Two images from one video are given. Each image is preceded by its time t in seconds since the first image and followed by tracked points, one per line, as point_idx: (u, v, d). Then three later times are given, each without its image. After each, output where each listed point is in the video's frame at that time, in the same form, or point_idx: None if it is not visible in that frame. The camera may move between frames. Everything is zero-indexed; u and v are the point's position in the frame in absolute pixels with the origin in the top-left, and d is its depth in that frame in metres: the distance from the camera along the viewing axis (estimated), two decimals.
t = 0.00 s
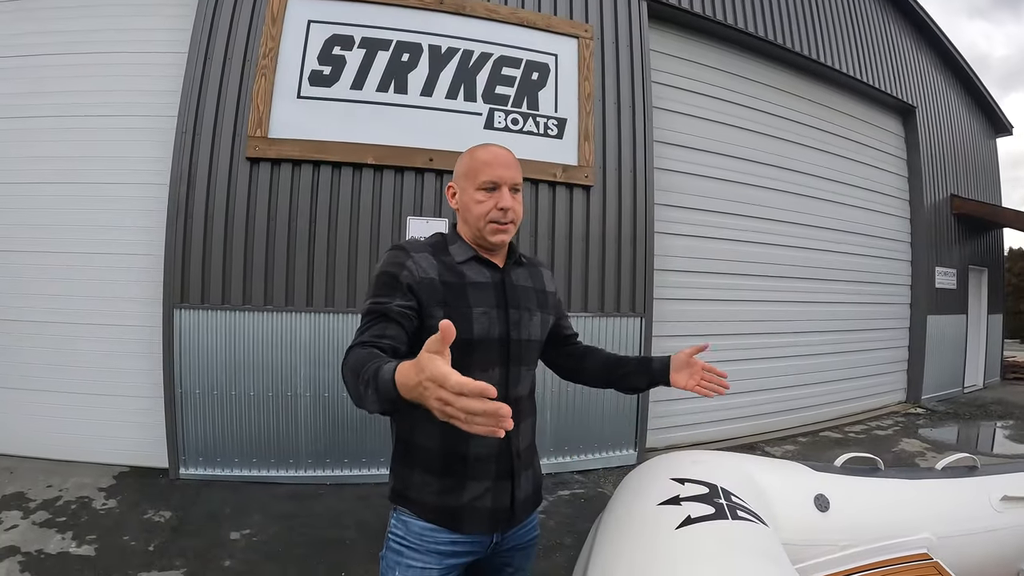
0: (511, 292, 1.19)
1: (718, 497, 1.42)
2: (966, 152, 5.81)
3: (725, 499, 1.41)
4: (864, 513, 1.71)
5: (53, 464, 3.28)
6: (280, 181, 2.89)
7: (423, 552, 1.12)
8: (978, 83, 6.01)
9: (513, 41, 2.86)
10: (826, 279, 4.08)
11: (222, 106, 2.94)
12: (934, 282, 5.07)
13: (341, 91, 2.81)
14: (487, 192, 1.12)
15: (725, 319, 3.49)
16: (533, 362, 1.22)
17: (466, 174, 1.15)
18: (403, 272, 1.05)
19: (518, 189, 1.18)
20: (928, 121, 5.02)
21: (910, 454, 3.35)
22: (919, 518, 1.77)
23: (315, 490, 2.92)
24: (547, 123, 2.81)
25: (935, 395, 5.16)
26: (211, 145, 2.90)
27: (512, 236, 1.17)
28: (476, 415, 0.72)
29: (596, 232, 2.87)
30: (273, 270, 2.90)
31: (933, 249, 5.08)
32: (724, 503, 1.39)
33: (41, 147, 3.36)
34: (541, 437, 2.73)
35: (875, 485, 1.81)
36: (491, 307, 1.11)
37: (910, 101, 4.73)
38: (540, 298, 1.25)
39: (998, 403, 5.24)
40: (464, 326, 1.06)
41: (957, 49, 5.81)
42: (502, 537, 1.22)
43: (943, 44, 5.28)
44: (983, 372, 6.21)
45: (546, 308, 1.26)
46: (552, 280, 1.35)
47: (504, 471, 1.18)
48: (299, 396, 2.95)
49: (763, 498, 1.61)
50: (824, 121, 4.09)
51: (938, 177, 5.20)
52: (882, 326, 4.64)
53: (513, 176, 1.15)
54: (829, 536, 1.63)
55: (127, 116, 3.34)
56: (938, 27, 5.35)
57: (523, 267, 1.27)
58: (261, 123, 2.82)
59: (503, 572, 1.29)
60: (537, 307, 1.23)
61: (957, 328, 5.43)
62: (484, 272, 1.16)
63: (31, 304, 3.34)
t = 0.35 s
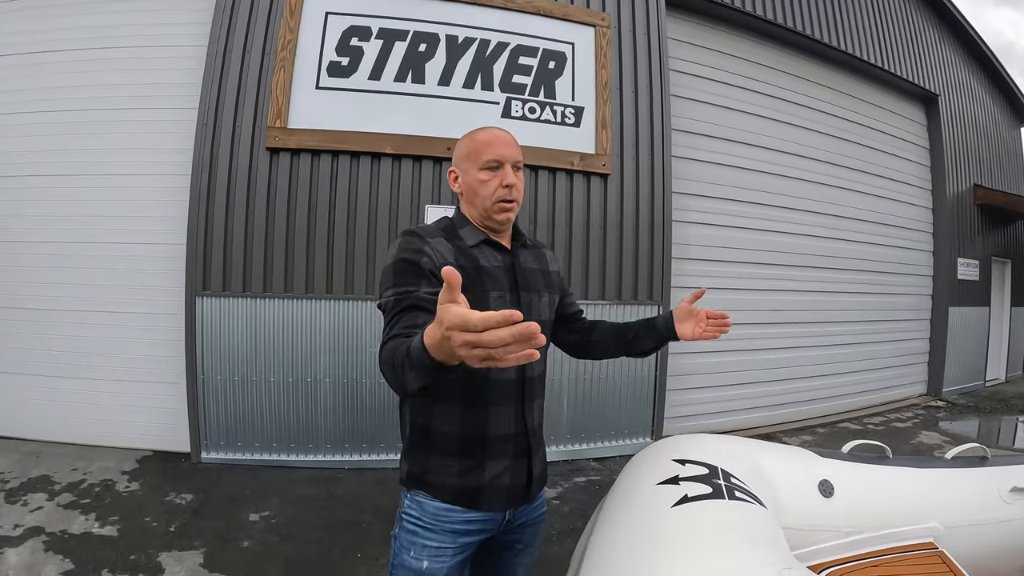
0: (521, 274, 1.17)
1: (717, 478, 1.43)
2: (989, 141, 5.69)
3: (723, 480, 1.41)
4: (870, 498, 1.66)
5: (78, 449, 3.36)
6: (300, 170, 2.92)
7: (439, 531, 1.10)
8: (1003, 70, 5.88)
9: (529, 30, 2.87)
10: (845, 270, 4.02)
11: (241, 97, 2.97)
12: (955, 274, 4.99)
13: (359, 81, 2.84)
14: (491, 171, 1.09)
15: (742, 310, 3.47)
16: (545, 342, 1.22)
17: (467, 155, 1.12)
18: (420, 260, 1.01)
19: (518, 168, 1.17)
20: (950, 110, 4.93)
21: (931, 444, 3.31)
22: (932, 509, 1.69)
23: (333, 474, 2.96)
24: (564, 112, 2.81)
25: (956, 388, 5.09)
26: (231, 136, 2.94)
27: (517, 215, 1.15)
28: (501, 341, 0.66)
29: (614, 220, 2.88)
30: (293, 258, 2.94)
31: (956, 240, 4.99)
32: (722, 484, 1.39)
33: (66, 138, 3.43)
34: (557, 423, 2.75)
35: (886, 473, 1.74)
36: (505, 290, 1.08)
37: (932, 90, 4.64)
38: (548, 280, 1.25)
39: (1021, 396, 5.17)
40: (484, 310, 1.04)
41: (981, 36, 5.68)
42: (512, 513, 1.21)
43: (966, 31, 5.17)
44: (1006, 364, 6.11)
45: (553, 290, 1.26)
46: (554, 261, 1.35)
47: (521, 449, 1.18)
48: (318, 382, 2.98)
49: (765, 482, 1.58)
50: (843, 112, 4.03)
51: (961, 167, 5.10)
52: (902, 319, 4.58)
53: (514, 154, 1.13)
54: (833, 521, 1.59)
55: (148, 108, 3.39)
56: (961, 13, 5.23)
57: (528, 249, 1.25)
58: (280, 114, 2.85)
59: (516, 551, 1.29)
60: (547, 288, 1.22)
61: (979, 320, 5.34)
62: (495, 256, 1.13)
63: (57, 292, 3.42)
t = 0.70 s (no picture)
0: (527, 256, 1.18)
1: (715, 455, 1.42)
2: (1011, 129, 5.59)
3: (721, 458, 1.41)
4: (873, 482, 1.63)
5: (104, 437, 3.45)
6: (320, 163, 2.98)
7: (455, 510, 1.09)
8: None
9: (545, 23, 2.89)
10: (863, 261, 3.98)
11: (260, 92, 3.03)
12: (977, 266, 4.91)
13: (378, 75, 2.88)
14: (494, 162, 1.09)
15: (758, 300, 3.46)
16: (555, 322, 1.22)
17: (467, 146, 1.10)
18: (434, 235, 0.99)
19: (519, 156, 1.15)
20: (970, 99, 4.85)
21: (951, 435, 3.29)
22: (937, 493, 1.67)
23: (353, 460, 3.01)
24: (581, 103, 2.84)
25: (977, 380, 5.02)
26: (252, 130, 3.00)
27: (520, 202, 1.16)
28: (642, 361, 0.63)
29: (630, 210, 2.90)
30: (315, 248, 2.99)
31: (976, 231, 4.92)
32: (720, 462, 1.38)
33: (92, 134, 3.51)
34: (574, 411, 2.80)
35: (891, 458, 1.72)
36: (511, 268, 1.10)
37: (952, 79, 4.58)
38: (554, 261, 1.25)
39: None
40: (493, 288, 1.05)
41: (1001, 23, 5.58)
42: (530, 493, 1.19)
43: (987, 18, 5.09)
44: None
45: (560, 271, 1.26)
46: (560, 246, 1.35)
47: (536, 425, 1.16)
48: (339, 369, 3.03)
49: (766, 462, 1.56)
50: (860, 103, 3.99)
51: (981, 156, 5.02)
52: (920, 312, 4.52)
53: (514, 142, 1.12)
54: (834, 503, 1.57)
55: (169, 104, 3.46)
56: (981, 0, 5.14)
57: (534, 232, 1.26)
58: (300, 108, 2.91)
59: (534, 531, 1.27)
60: (553, 269, 1.23)
61: (1001, 312, 5.25)
62: (501, 239, 1.14)
63: (85, 285, 3.52)
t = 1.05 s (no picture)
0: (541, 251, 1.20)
1: (710, 437, 1.47)
2: None
3: (716, 439, 1.45)
4: (872, 468, 1.64)
5: (135, 427, 3.58)
6: (343, 160, 3.05)
7: (465, 490, 1.14)
8: None
9: (562, 20, 2.94)
10: (882, 255, 3.94)
11: (283, 92, 3.11)
12: (1000, 258, 4.84)
13: (399, 74, 2.95)
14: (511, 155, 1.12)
15: (776, 294, 3.46)
16: (566, 315, 1.23)
17: (487, 143, 1.16)
18: (437, 242, 1.05)
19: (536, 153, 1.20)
20: (992, 89, 4.78)
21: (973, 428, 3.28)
22: (939, 479, 1.67)
23: (376, 449, 3.09)
24: (598, 99, 2.88)
25: (1001, 374, 4.95)
26: (277, 129, 3.08)
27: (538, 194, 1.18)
28: (528, 448, 0.77)
29: (649, 204, 2.94)
30: (340, 242, 3.07)
31: (999, 224, 4.84)
32: (713, 441, 1.44)
33: (123, 136, 3.65)
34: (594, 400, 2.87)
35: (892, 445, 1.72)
36: (522, 265, 1.12)
37: (974, 69, 4.51)
38: (569, 255, 1.26)
39: None
40: (501, 284, 1.09)
41: None
42: (538, 478, 1.22)
43: (1009, 7, 5.00)
44: None
45: (575, 265, 1.27)
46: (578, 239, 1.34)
47: (545, 414, 1.17)
48: (363, 361, 3.11)
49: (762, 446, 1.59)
50: (878, 97, 3.95)
51: (1005, 147, 4.95)
52: (940, 308, 4.46)
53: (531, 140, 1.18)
54: (831, 487, 1.58)
55: (197, 106, 3.58)
56: None
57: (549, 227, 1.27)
58: (324, 108, 3.00)
59: (543, 514, 1.31)
60: (568, 264, 1.24)
61: None
62: (515, 234, 1.16)
63: (117, 280, 3.66)
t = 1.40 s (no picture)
0: (541, 252, 1.20)
1: (705, 429, 1.48)
2: None
3: (710, 431, 1.46)
4: (873, 464, 1.65)
5: (162, 418, 3.69)
6: (365, 158, 3.11)
7: (465, 482, 1.17)
8: None
9: (579, 17, 2.97)
10: (903, 254, 3.88)
11: (305, 91, 3.17)
12: None
13: (418, 73, 3.00)
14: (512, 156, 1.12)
15: (793, 290, 3.48)
16: (563, 316, 1.24)
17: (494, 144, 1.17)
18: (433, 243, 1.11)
19: (543, 154, 1.17)
20: (1018, 81, 4.68)
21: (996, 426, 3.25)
22: (939, 477, 1.66)
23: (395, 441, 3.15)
24: (617, 95, 2.91)
25: None
26: (301, 127, 3.15)
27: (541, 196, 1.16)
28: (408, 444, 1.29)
29: (667, 200, 2.96)
30: (362, 238, 3.13)
31: None
32: (709, 434, 1.45)
33: (151, 136, 3.76)
34: (612, 395, 2.92)
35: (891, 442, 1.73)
36: (517, 266, 1.14)
37: (999, 61, 4.42)
38: (572, 256, 1.25)
39: None
40: (494, 285, 1.12)
41: None
42: (537, 471, 1.24)
43: None
44: None
45: (578, 267, 1.27)
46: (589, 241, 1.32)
47: (535, 411, 1.19)
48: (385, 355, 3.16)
49: (760, 440, 1.62)
50: (898, 94, 3.90)
51: None
52: (961, 308, 4.39)
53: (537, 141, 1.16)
54: (827, 482, 1.60)
55: (222, 106, 3.68)
56: None
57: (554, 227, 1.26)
58: (345, 107, 3.06)
59: (542, 508, 1.32)
60: (569, 265, 1.24)
61: None
62: (514, 233, 1.17)
63: (144, 275, 3.77)
